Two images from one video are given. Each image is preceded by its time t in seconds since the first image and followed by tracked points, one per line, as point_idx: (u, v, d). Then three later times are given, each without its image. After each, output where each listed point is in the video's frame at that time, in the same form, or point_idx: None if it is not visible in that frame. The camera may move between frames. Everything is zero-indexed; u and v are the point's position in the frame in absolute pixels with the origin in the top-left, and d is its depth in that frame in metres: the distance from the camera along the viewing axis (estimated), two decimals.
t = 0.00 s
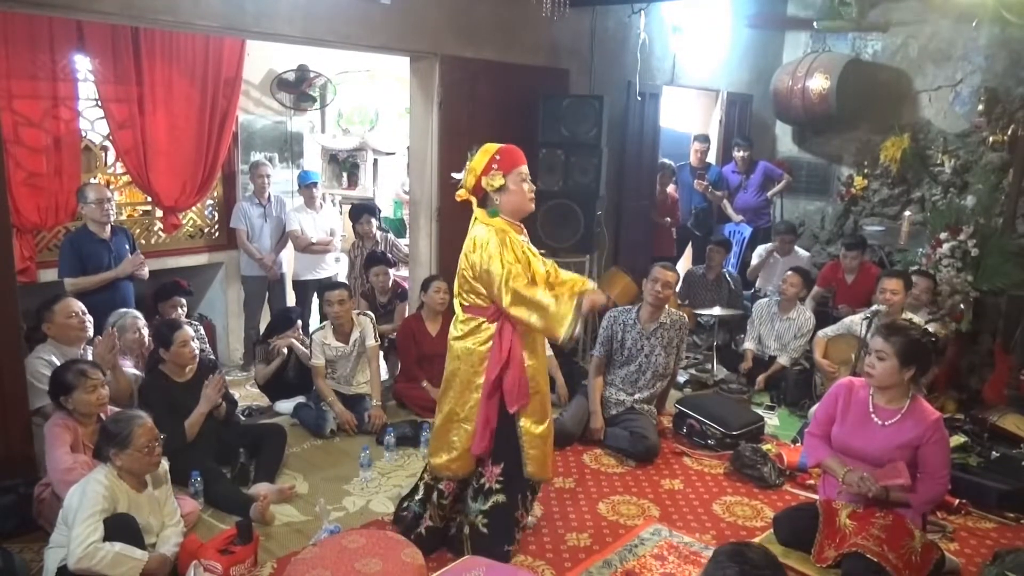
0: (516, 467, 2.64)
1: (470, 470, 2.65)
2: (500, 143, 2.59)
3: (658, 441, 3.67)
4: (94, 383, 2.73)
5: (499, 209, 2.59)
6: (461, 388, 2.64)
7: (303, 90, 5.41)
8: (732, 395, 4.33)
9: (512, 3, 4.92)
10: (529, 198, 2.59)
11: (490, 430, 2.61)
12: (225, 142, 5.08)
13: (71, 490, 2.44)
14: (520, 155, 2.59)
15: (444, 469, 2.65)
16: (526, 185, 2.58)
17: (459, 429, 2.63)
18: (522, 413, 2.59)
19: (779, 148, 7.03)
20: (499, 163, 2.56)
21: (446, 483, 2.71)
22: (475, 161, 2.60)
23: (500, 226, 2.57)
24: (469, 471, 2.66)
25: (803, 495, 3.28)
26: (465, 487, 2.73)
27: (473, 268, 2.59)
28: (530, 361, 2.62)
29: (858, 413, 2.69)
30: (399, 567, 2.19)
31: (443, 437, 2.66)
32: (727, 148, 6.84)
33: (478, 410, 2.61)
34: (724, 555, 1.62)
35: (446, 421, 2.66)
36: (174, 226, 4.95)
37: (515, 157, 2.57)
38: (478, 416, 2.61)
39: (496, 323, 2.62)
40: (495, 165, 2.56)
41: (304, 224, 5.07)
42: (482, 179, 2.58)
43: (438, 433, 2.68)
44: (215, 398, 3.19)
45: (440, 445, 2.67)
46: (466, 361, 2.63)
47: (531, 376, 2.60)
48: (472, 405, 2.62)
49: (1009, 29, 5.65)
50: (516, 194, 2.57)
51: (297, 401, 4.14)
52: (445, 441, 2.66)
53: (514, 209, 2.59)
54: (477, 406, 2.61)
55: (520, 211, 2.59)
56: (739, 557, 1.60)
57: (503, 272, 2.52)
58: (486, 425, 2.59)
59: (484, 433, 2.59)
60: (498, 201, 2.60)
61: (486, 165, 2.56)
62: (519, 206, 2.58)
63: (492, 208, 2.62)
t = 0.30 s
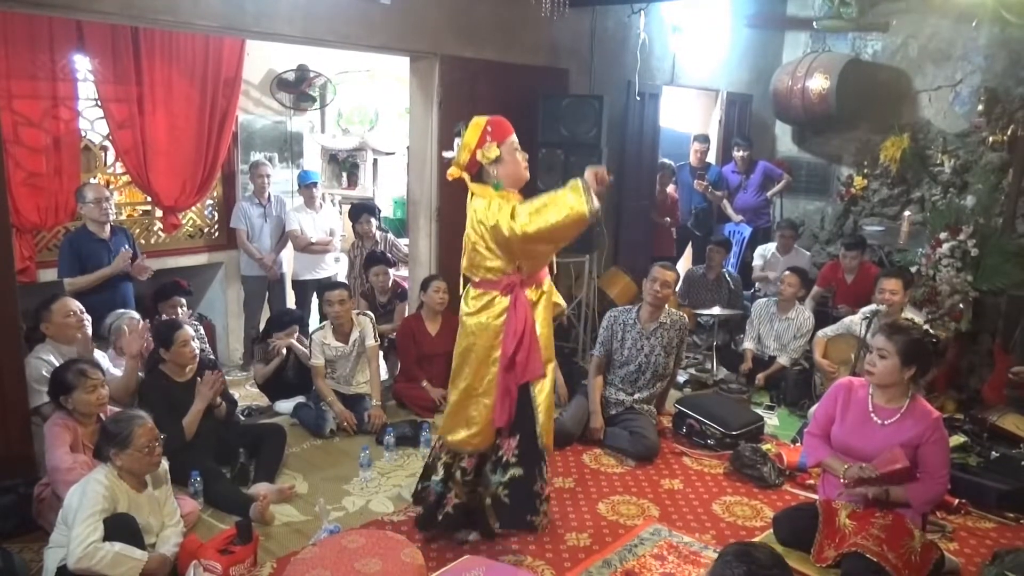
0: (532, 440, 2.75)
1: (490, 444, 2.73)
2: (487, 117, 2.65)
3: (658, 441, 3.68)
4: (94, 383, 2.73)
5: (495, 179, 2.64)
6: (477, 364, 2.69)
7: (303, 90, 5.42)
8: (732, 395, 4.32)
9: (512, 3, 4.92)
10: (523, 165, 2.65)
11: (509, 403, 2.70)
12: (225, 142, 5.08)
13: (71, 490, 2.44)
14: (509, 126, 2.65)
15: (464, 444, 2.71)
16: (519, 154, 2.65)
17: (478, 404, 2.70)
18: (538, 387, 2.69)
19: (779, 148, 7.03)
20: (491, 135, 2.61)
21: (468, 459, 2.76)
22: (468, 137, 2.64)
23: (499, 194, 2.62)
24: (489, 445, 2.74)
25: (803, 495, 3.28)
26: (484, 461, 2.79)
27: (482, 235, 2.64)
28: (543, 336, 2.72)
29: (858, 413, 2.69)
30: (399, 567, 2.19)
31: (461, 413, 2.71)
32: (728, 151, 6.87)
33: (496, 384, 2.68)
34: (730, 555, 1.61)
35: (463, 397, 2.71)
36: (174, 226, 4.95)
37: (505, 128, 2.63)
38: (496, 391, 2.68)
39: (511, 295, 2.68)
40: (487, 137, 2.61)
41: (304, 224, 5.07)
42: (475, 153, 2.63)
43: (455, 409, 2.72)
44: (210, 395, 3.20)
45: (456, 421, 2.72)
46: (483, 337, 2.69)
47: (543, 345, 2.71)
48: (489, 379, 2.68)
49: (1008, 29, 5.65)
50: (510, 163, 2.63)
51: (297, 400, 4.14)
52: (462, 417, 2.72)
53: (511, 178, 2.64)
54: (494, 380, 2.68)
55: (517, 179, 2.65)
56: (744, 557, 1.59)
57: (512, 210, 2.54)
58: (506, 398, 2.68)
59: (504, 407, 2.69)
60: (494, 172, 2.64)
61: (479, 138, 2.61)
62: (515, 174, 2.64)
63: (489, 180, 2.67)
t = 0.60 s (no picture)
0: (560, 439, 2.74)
1: (517, 443, 2.72)
2: (493, 114, 2.64)
3: (658, 440, 3.68)
4: (94, 382, 2.73)
5: (501, 178, 2.64)
6: (494, 361, 2.68)
7: (302, 90, 5.42)
8: (732, 395, 4.31)
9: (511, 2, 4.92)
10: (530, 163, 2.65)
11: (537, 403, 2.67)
12: (225, 141, 5.08)
13: (71, 490, 2.44)
14: (515, 123, 2.64)
15: (488, 445, 2.71)
16: (525, 152, 2.63)
17: (497, 403, 2.68)
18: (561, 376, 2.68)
19: (778, 147, 7.03)
20: (499, 133, 2.60)
21: (497, 461, 2.75)
22: (474, 135, 2.62)
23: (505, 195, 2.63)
24: (516, 444, 2.72)
25: (803, 494, 3.28)
26: (516, 463, 2.78)
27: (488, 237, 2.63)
28: (558, 326, 2.72)
29: (858, 413, 2.69)
30: (399, 567, 2.19)
31: (479, 413, 2.71)
32: (727, 150, 6.86)
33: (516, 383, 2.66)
34: (729, 554, 1.61)
35: (480, 398, 2.70)
36: (174, 226, 4.95)
37: (511, 125, 2.62)
38: (517, 391, 2.67)
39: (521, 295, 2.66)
40: (495, 135, 2.60)
41: (304, 223, 5.07)
42: (483, 151, 2.62)
43: (473, 409, 2.72)
44: (213, 396, 3.19)
45: (476, 422, 2.72)
46: (496, 336, 2.66)
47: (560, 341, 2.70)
48: (507, 376, 2.67)
49: (1008, 28, 5.65)
50: (517, 161, 2.61)
51: (296, 400, 4.13)
52: (481, 418, 2.71)
53: (516, 177, 2.63)
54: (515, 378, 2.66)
55: (521, 177, 2.65)
56: (744, 557, 1.59)
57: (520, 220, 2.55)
58: (531, 399, 2.66)
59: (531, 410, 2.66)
60: (500, 170, 2.63)
61: (487, 136, 2.59)
62: (520, 174, 2.63)
63: (493, 178, 2.67)
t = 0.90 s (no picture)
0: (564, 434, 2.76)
1: (520, 444, 2.69)
2: (511, 114, 2.64)
3: (658, 439, 3.68)
4: (93, 380, 2.73)
5: (512, 180, 2.66)
6: (496, 358, 2.68)
7: (302, 87, 5.44)
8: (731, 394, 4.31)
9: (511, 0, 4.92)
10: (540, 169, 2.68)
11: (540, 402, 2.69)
12: (225, 138, 5.07)
13: (70, 487, 2.44)
14: (529, 125, 2.66)
15: (493, 441, 2.70)
16: (538, 154, 2.67)
17: (500, 401, 2.68)
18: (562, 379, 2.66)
19: (779, 146, 7.02)
20: (516, 136, 2.61)
21: (499, 460, 2.71)
22: (491, 136, 2.62)
23: (512, 199, 2.64)
24: (517, 444, 2.69)
25: (802, 493, 3.28)
26: (518, 467, 2.72)
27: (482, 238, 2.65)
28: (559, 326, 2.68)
29: (858, 412, 2.69)
30: (399, 564, 2.19)
31: (488, 411, 2.72)
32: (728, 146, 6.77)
33: (520, 386, 2.65)
34: (724, 553, 1.61)
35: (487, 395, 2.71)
36: (174, 223, 4.95)
37: (526, 128, 2.64)
38: (518, 388, 2.65)
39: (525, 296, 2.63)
40: (512, 139, 2.61)
41: (303, 221, 5.06)
42: (497, 153, 2.63)
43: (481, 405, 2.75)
44: (213, 394, 3.18)
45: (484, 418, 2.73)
46: (498, 332, 2.66)
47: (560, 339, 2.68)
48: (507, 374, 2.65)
49: (1008, 28, 5.64)
50: (529, 163, 2.65)
51: (296, 398, 4.13)
52: (488, 415, 2.72)
53: (526, 179, 2.67)
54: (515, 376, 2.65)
55: (532, 178, 2.68)
56: (737, 555, 1.59)
57: (507, 248, 2.56)
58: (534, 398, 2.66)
59: (535, 408, 2.67)
60: (511, 173, 2.66)
61: (504, 139, 2.60)
62: (532, 175, 2.67)
63: (503, 180, 2.68)
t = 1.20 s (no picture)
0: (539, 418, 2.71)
1: (501, 420, 2.73)
2: (528, 100, 2.65)
3: (657, 437, 3.68)
4: (94, 377, 2.73)
5: (526, 167, 2.67)
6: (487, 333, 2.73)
7: (302, 85, 5.42)
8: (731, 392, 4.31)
9: None
10: (555, 159, 2.67)
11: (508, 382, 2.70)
12: (224, 135, 5.07)
13: (69, 484, 2.44)
14: (547, 112, 2.66)
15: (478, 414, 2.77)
16: (554, 142, 2.65)
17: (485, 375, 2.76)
18: (539, 364, 2.64)
19: (779, 145, 7.01)
20: (529, 123, 2.62)
21: (482, 432, 2.81)
22: (504, 123, 2.65)
23: (522, 187, 2.66)
24: (498, 420, 2.74)
25: (801, 492, 3.28)
26: (498, 440, 2.81)
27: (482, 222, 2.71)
28: (548, 312, 2.64)
29: (858, 411, 2.69)
30: (397, 562, 2.19)
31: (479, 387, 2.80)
32: (728, 145, 6.74)
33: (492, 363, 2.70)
34: (719, 550, 1.61)
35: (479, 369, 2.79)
36: (174, 221, 4.95)
37: (543, 114, 2.64)
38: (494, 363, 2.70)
39: (516, 278, 2.68)
40: (525, 126, 2.62)
41: (303, 219, 5.05)
42: (511, 139, 2.65)
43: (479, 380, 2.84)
44: (211, 391, 3.15)
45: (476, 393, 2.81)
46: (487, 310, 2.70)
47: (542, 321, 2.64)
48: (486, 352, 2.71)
49: (1009, 27, 5.64)
50: (544, 152, 2.64)
51: (295, 395, 4.13)
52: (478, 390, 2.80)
53: (543, 166, 2.67)
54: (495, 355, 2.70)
55: (549, 167, 2.68)
56: (731, 553, 1.59)
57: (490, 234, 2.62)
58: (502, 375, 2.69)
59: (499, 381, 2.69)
60: (526, 159, 2.67)
61: (517, 126, 2.62)
62: (548, 163, 2.67)
63: (520, 166, 2.70)
